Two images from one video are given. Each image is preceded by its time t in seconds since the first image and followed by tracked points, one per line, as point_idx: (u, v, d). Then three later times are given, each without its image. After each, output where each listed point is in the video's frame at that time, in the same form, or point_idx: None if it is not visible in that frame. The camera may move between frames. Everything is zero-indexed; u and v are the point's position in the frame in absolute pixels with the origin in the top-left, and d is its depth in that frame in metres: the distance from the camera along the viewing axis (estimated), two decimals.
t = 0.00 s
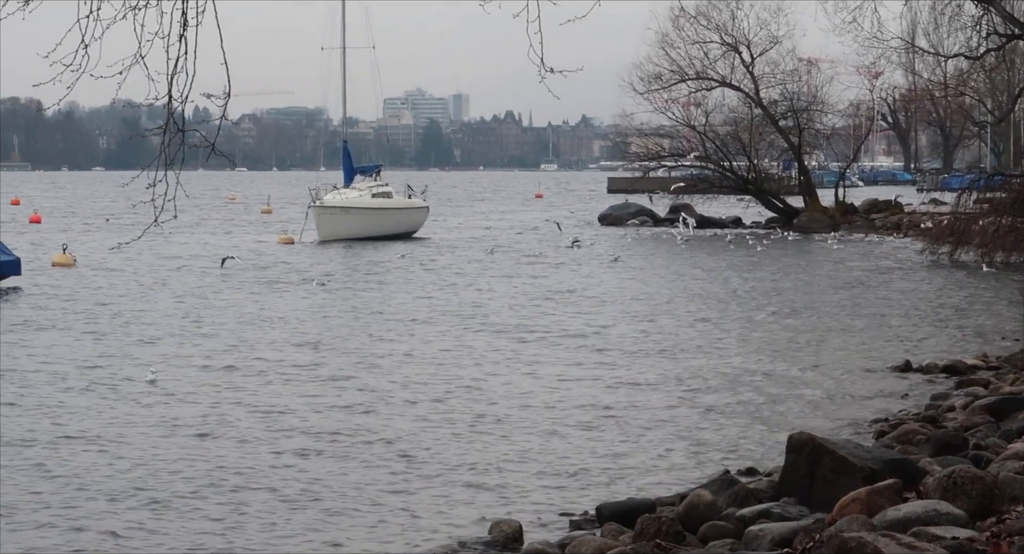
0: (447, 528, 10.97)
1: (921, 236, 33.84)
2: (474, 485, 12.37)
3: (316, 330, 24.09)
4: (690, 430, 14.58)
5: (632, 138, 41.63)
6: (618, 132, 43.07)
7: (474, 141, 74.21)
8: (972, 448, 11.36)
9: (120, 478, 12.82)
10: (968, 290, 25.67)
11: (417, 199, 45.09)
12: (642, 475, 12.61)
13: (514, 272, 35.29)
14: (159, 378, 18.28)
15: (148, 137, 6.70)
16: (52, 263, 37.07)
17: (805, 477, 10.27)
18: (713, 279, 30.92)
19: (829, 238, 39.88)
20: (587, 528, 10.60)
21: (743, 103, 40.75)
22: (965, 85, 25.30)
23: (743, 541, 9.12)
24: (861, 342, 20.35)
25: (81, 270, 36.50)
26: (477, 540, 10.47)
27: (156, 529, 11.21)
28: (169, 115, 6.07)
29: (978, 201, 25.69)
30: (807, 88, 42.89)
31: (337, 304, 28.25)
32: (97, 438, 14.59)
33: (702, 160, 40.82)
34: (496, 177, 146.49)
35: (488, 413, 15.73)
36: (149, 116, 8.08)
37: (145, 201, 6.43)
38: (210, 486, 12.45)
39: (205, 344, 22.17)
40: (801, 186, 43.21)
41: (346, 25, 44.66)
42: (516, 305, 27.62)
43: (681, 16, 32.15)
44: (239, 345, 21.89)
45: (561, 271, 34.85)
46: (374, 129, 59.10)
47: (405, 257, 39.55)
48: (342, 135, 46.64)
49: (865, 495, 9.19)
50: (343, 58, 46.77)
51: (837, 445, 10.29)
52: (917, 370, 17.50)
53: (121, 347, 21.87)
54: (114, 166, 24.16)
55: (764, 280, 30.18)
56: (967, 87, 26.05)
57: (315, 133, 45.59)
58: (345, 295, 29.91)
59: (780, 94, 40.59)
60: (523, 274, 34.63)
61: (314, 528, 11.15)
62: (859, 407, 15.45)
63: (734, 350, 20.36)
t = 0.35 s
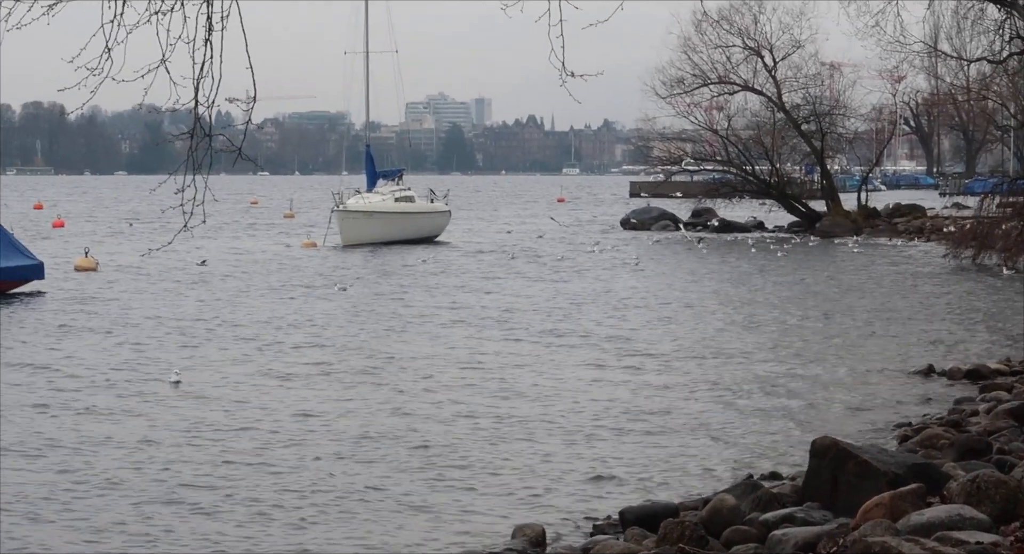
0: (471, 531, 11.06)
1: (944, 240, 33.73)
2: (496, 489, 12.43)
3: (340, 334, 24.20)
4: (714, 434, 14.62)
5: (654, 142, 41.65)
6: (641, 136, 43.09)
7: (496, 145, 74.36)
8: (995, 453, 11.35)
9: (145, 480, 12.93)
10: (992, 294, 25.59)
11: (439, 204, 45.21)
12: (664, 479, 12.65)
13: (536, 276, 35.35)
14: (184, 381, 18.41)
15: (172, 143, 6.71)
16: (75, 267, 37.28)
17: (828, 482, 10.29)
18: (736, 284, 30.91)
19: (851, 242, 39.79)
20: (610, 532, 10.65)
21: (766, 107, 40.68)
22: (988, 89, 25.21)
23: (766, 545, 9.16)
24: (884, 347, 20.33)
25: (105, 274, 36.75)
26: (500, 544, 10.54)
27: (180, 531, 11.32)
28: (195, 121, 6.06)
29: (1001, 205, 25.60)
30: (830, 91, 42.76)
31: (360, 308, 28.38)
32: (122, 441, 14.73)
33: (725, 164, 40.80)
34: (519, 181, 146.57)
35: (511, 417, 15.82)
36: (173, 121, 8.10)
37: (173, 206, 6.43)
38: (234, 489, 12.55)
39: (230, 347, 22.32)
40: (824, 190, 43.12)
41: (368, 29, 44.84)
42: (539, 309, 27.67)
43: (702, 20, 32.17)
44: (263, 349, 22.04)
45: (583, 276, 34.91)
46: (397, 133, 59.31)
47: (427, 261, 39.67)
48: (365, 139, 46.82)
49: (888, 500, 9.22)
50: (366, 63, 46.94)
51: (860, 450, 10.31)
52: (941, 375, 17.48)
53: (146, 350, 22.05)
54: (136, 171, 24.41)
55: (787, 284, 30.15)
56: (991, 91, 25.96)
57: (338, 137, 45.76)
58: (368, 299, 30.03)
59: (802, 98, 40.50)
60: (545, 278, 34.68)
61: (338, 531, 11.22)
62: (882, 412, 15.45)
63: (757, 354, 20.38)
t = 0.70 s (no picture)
0: (493, 536, 11.10)
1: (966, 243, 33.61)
2: (517, 493, 12.47)
3: (361, 337, 24.29)
4: (736, 438, 14.62)
5: (675, 146, 41.62)
6: (662, 140, 43.07)
7: (515, 149, 74.55)
8: (1018, 457, 11.34)
9: (165, 483, 13.01)
10: (1014, 298, 25.50)
11: (460, 207, 45.30)
12: (684, 484, 12.67)
13: (557, 280, 35.37)
14: (204, 385, 18.48)
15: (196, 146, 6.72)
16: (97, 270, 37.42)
17: (851, 486, 10.30)
18: (757, 288, 30.87)
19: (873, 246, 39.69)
20: (632, 536, 10.68)
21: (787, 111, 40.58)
22: (1009, 92, 25.10)
23: (788, 550, 9.20)
24: (906, 351, 20.29)
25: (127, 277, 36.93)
26: (522, 549, 10.57)
27: (198, 534, 11.39)
28: (221, 125, 6.07)
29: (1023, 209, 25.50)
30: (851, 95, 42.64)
31: (381, 311, 28.47)
32: (144, 444, 14.82)
33: (746, 168, 40.74)
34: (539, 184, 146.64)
35: (532, 421, 15.85)
36: (194, 125, 8.12)
37: (201, 209, 6.46)
38: (254, 492, 12.62)
39: (252, 351, 22.43)
40: (845, 194, 43.02)
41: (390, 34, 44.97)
42: (559, 313, 27.70)
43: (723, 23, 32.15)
44: (285, 353, 22.14)
45: (604, 280, 34.91)
46: (418, 137, 59.50)
47: (448, 264, 39.74)
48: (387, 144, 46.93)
49: (911, 504, 9.24)
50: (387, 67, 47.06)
51: (883, 454, 10.32)
52: (963, 379, 17.44)
53: (169, 354, 22.17)
54: (157, 175, 24.62)
55: (808, 288, 30.09)
56: (1013, 95, 25.86)
57: (359, 141, 45.90)
58: (389, 303, 30.12)
59: (824, 102, 40.38)
60: (566, 282, 34.70)
61: (355, 536, 11.27)
62: (904, 416, 15.44)
63: (778, 358, 20.36)
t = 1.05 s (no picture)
0: (521, 541, 11.19)
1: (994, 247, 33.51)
2: (544, 497, 12.55)
3: (387, 341, 24.44)
4: (762, 443, 14.66)
5: (701, 150, 41.61)
6: (687, 144, 43.08)
7: (541, 153, 74.71)
8: None
9: (196, 486, 13.16)
10: None
11: (486, 212, 45.43)
12: (710, 489, 12.74)
13: (582, 284, 35.43)
14: (233, 389, 18.66)
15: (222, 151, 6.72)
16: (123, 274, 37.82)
17: (878, 491, 10.37)
18: (782, 292, 30.86)
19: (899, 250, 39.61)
20: (659, 541, 10.75)
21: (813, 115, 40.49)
22: None
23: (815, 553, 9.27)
24: (932, 355, 20.28)
25: (156, 281, 37.24)
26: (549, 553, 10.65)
27: (228, 537, 11.51)
28: (249, 132, 6.07)
29: None
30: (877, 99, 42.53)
31: (407, 315, 28.60)
32: (174, 447, 14.97)
33: (772, 172, 40.70)
34: (564, 189, 146.69)
35: (558, 425, 15.93)
36: (220, 129, 8.16)
37: (228, 215, 6.48)
38: (283, 495, 12.76)
39: (279, 355, 22.58)
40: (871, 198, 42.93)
41: (416, 38, 45.11)
42: (585, 317, 27.78)
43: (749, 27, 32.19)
44: (312, 357, 22.30)
45: (629, 284, 34.95)
46: (443, 141, 59.74)
47: (474, 268, 39.86)
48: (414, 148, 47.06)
49: (938, 509, 9.35)
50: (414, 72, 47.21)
51: (910, 459, 10.39)
52: (989, 384, 17.44)
53: (197, 357, 22.35)
54: (185, 179, 24.90)
55: (833, 293, 30.08)
56: None
57: (385, 146, 46.12)
58: (415, 307, 30.27)
59: (849, 106, 40.28)
60: (591, 286, 34.77)
61: (385, 540, 11.37)
62: (930, 421, 15.46)
63: (804, 362, 20.38)
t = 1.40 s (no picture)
0: (551, 545, 11.29)
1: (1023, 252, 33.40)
2: (572, 501, 12.64)
3: (415, 344, 24.59)
4: (790, 447, 14.72)
5: (728, 154, 41.59)
6: (714, 148, 43.06)
7: (569, 157, 74.78)
8: None
9: (229, 488, 13.33)
10: None
11: (514, 216, 45.55)
12: (738, 494, 12.80)
13: (610, 288, 35.49)
14: (263, 391, 18.83)
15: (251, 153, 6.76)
16: (151, 279, 38.21)
17: (906, 495, 10.44)
18: (810, 296, 30.86)
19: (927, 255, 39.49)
20: (687, 545, 10.85)
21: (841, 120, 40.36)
22: None
23: None
24: (960, 359, 20.27)
25: (185, 286, 37.53)
26: None
27: (259, 539, 11.65)
28: (277, 134, 6.11)
29: None
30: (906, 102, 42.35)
31: (436, 319, 28.75)
32: (206, 449, 15.16)
33: (800, 176, 40.65)
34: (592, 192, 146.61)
35: (585, 428, 16.04)
36: (250, 132, 8.23)
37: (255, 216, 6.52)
38: (314, 497, 12.92)
39: (309, 358, 22.78)
40: (898, 202, 42.80)
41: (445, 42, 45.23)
42: (612, 321, 27.83)
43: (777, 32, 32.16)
44: (341, 360, 22.48)
45: (657, 288, 34.99)
46: (471, 145, 59.92)
47: (502, 272, 39.98)
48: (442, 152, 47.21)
49: (968, 513, 9.56)
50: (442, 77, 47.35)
51: (938, 464, 10.47)
52: (1017, 388, 17.44)
53: (227, 361, 22.57)
54: (213, 183, 25.12)
55: (861, 297, 30.06)
56: None
57: (414, 150, 46.32)
58: (443, 310, 30.41)
59: (877, 110, 40.14)
60: (618, 290, 34.83)
61: (415, 542, 11.49)
62: (958, 425, 15.49)
63: (831, 367, 20.42)
